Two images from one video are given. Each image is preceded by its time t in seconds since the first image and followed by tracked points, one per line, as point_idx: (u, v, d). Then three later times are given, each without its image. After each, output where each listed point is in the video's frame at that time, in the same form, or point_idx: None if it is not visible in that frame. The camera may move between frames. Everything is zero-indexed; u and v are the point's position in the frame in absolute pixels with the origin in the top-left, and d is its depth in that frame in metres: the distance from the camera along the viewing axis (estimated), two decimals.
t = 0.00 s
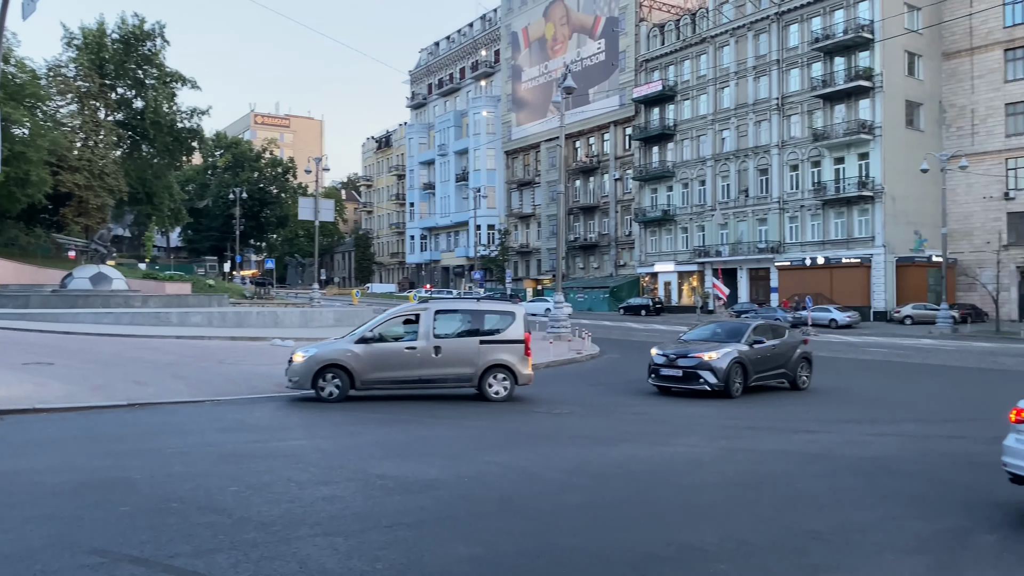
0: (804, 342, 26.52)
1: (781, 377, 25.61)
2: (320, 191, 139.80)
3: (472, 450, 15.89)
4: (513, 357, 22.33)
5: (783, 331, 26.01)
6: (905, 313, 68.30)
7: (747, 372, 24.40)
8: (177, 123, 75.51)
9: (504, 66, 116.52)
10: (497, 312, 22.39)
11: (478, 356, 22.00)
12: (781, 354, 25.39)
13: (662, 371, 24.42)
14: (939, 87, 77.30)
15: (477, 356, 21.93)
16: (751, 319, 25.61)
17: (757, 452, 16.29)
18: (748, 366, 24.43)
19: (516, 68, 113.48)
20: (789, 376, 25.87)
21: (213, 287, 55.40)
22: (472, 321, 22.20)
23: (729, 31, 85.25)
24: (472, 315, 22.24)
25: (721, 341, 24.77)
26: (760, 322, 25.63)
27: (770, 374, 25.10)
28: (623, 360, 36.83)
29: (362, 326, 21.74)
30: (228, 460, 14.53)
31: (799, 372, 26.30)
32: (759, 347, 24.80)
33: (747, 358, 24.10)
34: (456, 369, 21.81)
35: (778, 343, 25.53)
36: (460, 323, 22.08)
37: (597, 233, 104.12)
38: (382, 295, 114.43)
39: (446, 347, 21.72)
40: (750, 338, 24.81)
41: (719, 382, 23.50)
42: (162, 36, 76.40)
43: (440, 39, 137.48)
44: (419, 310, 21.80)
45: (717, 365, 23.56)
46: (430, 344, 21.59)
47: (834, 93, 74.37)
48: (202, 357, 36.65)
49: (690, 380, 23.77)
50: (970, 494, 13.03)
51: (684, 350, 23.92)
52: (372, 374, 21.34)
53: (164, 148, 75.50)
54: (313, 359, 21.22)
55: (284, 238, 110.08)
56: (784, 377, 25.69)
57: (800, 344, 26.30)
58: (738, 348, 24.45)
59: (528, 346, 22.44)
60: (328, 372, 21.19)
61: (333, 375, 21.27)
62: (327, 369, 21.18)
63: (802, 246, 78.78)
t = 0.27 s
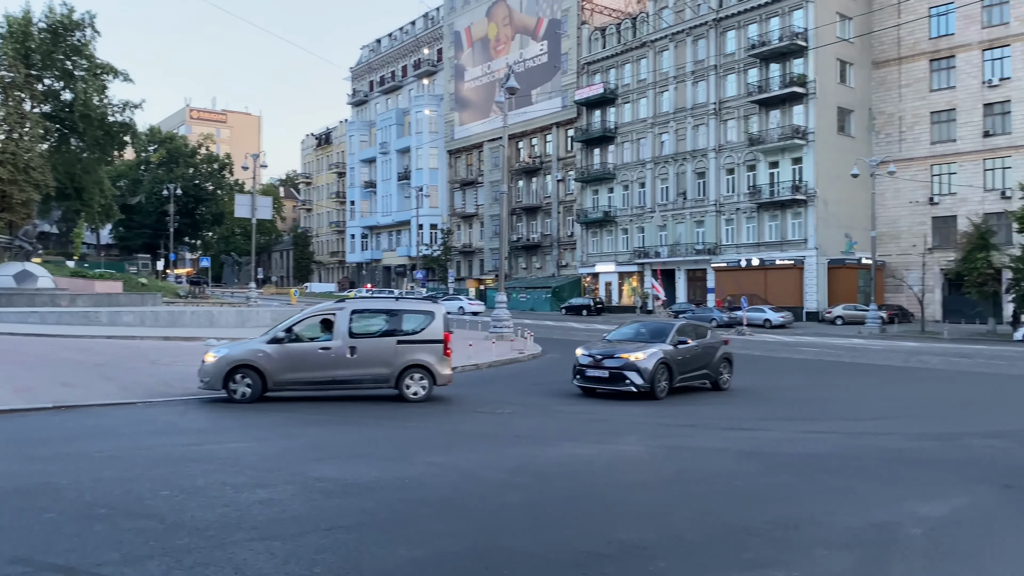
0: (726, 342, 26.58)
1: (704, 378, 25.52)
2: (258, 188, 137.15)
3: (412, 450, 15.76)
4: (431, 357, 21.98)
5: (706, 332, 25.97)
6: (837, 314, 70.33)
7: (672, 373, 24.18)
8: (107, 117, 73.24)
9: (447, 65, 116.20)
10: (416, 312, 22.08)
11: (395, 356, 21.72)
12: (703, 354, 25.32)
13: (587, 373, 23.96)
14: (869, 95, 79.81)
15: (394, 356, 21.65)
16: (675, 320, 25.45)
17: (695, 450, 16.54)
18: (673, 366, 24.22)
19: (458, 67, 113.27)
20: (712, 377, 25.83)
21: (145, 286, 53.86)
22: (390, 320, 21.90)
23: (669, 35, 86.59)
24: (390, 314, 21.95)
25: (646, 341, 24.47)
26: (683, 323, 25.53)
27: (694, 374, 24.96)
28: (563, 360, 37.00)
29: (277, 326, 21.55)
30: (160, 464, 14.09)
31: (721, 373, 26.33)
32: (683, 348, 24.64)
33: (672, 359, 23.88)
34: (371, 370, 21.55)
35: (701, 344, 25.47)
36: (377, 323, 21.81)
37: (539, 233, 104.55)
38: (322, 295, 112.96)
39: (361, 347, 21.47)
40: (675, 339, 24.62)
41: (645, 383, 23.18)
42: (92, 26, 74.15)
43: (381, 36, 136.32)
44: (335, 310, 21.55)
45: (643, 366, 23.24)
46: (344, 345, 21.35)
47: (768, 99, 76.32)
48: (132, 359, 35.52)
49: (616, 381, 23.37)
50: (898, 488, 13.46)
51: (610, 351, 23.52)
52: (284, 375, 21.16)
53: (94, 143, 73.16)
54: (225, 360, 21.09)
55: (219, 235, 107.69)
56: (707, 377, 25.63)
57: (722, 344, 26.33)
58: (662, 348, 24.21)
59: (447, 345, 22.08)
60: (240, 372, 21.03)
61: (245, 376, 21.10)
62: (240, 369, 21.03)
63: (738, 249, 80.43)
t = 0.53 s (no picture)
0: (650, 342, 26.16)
1: (630, 378, 24.97)
2: (196, 183, 133.97)
3: (355, 451, 15.55)
4: (345, 357, 21.54)
5: (631, 331, 25.49)
6: (773, 313, 71.93)
7: (598, 373, 23.52)
8: (35, 107, 70.48)
9: (391, 62, 115.20)
10: (330, 311, 21.65)
11: (307, 356, 21.32)
12: (630, 354, 24.73)
13: (511, 374, 22.95)
14: (806, 100, 81.75)
15: (305, 356, 21.28)
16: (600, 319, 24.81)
17: (638, 448, 16.68)
18: (599, 367, 23.56)
19: (402, 64, 112.45)
20: (637, 377, 25.33)
21: (76, 283, 52.19)
22: (304, 319, 21.51)
23: (613, 37, 87.38)
24: (304, 312, 21.52)
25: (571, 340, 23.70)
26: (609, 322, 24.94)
27: (620, 375, 24.36)
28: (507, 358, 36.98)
29: (189, 325, 21.21)
30: (90, 466, 13.61)
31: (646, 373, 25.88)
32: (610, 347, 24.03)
33: (598, 359, 23.18)
34: (282, 369, 21.19)
35: (627, 343, 24.93)
36: (290, 321, 21.41)
37: (483, 232, 104.41)
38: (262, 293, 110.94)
39: (272, 346, 21.10)
40: (602, 338, 23.93)
41: (572, 385, 22.39)
42: (21, 13, 71.36)
43: (324, 31, 134.49)
44: (246, 309, 21.19)
45: (568, 367, 22.41)
46: (254, 344, 20.98)
47: (709, 102, 77.63)
48: (60, 358, 34.32)
49: (541, 383, 22.48)
50: (833, 483, 13.79)
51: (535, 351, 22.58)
52: (191, 374, 20.80)
53: (21, 134, 70.35)
54: (132, 358, 20.74)
55: (154, 231, 104.73)
56: (632, 377, 25.11)
57: (647, 344, 25.90)
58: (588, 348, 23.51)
59: (362, 345, 21.58)
60: (145, 370, 20.68)
61: (153, 375, 20.79)
62: (144, 367, 20.68)
63: (678, 249, 81.66)
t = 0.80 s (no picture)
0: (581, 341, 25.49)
1: (560, 377, 24.25)
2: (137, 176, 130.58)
3: (303, 449, 15.30)
4: (258, 355, 20.97)
5: (562, 330, 24.81)
6: (719, 310, 73.13)
7: (527, 374, 22.71)
8: None
9: (340, 55, 113.86)
10: (245, 307, 21.08)
11: (220, 354, 20.79)
12: (559, 354, 24.07)
13: (433, 374, 21.84)
14: (752, 101, 83.24)
15: (217, 354, 20.73)
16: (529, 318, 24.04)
17: (588, 444, 16.76)
18: (527, 367, 22.75)
19: (352, 58, 111.27)
20: (567, 377, 24.66)
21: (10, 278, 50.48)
22: (218, 316, 20.94)
23: (564, 35, 87.73)
24: (218, 310, 20.98)
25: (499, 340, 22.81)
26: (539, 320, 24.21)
27: (550, 375, 23.60)
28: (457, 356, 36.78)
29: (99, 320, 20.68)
30: (24, 468, 13.11)
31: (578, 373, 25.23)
32: (539, 347, 23.25)
33: (526, 359, 22.43)
34: (194, 367, 20.65)
35: (557, 343, 24.21)
36: (203, 318, 20.84)
37: (434, 229, 103.92)
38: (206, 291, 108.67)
39: (184, 344, 20.55)
40: (530, 338, 23.20)
41: (498, 386, 21.50)
42: None
43: (272, 23, 132.35)
44: (157, 304, 20.63)
45: (494, 367, 21.54)
46: (164, 341, 20.43)
47: (658, 102, 78.50)
48: None
49: (465, 383, 21.48)
50: (777, 477, 14.05)
51: (460, 351, 21.57)
52: (99, 371, 20.23)
53: None
54: (37, 354, 20.15)
55: (93, 225, 101.62)
56: (563, 377, 24.42)
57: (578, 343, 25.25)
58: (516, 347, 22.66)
59: (277, 344, 21.02)
60: (50, 367, 20.10)
61: (59, 371, 20.23)
62: (49, 363, 20.10)
63: (627, 247, 82.46)
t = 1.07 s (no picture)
0: (517, 339, 24.24)
1: (493, 378, 22.94)
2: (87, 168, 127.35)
3: (258, 447, 15.08)
4: (176, 351, 20.54)
5: (495, 327, 23.54)
6: (676, 307, 73.96)
7: (453, 374, 21.31)
8: None
9: (298, 48, 112.46)
10: (164, 301, 20.72)
11: (137, 350, 20.33)
12: (491, 353, 22.83)
13: (350, 374, 20.35)
14: (709, 101, 84.28)
15: (134, 349, 20.27)
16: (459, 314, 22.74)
17: (546, 440, 16.82)
18: (454, 366, 21.36)
19: (309, 51, 110.01)
20: (502, 377, 23.39)
21: None
22: (136, 310, 20.54)
23: (524, 32, 87.81)
24: (136, 305, 20.58)
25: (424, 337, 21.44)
26: (470, 317, 22.92)
27: (480, 374, 22.28)
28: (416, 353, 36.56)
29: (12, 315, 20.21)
30: None
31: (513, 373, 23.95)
32: (467, 345, 21.93)
33: (452, 357, 21.09)
34: (110, 362, 20.14)
35: (489, 341, 22.92)
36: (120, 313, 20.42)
37: (392, 225, 103.23)
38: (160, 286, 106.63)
39: (99, 339, 20.10)
40: (458, 335, 21.86)
41: (419, 387, 20.07)
42: None
43: (228, 14, 130.18)
44: (72, 298, 20.24)
45: (416, 365, 20.13)
46: (79, 336, 19.99)
47: (618, 100, 79.08)
48: None
49: (383, 383, 20.02)
50: (733, 472, 14.26)
51: (379, 348, 20.14)
52: (9, 367, 19.66)
53: None
54: None
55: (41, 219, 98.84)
56: (496, 377, 23.15)
57: (513, 342, 23.99)
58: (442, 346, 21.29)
59: (196, 339, 20.62)
60: None
61: None
62: None
63: (587, 244, 82.92)
